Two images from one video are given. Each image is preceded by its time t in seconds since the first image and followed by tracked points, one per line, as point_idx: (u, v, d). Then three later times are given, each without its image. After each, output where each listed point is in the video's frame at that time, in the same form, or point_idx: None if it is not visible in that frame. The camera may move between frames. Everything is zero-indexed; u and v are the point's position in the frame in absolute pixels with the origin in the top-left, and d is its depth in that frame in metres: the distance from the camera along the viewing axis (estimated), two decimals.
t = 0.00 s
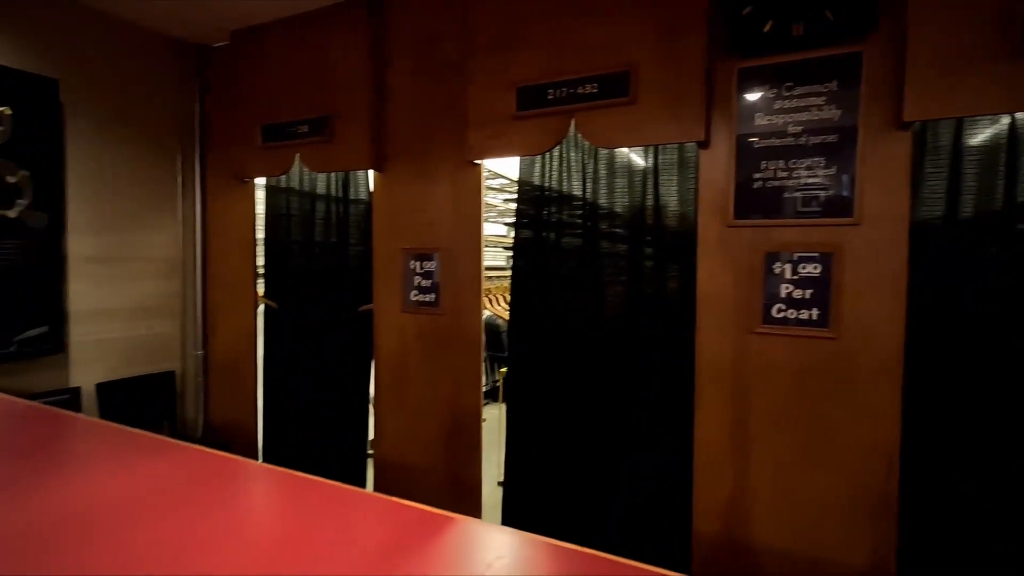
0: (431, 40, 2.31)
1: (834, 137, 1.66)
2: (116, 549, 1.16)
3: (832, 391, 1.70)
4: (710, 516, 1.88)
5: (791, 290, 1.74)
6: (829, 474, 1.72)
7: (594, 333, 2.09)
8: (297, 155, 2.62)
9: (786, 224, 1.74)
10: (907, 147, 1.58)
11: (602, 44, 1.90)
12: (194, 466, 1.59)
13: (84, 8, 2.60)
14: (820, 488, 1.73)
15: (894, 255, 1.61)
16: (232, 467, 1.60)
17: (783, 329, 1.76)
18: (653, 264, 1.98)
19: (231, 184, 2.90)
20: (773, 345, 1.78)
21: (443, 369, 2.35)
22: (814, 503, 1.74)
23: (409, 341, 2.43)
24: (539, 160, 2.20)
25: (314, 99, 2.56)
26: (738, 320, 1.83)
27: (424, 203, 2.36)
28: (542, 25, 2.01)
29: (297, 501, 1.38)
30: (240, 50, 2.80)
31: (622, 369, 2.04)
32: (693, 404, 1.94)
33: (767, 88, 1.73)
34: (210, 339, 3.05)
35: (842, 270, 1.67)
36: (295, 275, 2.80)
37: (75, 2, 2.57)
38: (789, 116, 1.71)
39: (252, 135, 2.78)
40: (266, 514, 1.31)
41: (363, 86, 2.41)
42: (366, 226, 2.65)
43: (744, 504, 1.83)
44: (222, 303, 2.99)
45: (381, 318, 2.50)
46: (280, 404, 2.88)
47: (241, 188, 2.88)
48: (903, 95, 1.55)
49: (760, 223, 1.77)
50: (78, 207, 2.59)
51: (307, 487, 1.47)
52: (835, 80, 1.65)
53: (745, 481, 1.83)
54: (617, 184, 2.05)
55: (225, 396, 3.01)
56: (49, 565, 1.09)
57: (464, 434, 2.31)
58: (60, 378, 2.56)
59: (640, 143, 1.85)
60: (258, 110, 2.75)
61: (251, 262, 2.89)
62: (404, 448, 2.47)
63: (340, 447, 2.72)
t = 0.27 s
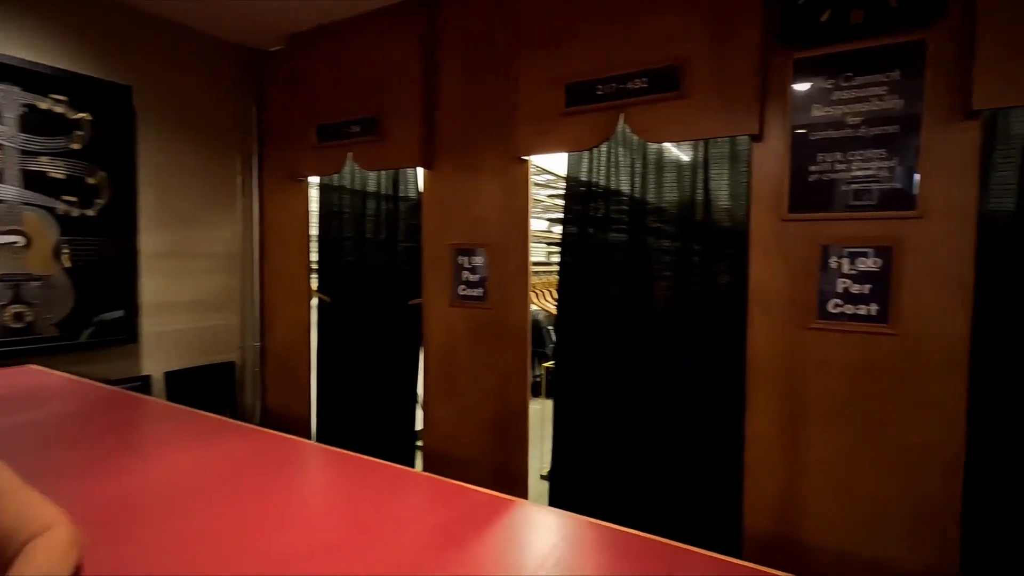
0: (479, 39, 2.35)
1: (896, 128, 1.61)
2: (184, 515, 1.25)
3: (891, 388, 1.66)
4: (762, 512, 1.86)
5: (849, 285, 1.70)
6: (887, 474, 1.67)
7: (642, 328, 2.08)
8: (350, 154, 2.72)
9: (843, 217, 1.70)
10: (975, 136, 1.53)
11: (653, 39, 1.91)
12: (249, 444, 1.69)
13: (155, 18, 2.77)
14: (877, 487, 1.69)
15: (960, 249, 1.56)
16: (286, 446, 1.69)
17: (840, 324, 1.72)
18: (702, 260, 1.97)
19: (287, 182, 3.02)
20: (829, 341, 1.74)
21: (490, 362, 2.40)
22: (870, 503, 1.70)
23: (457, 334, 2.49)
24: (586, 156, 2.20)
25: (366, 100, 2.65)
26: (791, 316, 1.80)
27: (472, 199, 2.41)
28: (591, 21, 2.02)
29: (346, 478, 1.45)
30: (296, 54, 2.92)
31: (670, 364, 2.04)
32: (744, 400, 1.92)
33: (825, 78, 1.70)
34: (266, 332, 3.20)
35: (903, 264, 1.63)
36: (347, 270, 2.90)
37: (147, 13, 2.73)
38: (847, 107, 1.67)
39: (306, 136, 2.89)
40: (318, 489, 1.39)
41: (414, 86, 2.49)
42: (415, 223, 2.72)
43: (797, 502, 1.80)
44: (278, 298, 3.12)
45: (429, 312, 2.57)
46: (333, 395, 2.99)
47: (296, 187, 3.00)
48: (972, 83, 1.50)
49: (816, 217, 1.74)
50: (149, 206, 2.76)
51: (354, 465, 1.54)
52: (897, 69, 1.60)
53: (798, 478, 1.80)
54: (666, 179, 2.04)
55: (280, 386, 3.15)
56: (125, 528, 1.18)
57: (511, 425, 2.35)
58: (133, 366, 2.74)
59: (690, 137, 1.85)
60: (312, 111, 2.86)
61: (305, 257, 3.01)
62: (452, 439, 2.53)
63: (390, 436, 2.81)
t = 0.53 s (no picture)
0: (518, 39, 2.39)
1: (948, 121, 1.58)
2: (208, 493, 1.13)
3: (941, 387, 1.63)
4: (803, 510, 1.84)
5: (896, 282, 1.68)
6: (936, 474, 1.64)
7: (681, 324, 2.09)
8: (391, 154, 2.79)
9: (891, 212, 1.67)
10: None
11: (694, 36, 1.91)
12: (284, 421, 1.58)
13: (208, 26, 2.89)
14: (925, 488, 1.66)
15: (1015, 244, 1.52)
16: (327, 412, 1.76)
17: (888, 321, 1.70)
18: (742, 257, 1.97)
19: (330, 182, 3.12)
20: (875, 339, 1.72)
21: (529, 356, 2.44)
22: (918, 504, 1.67)
23: (496, 330, 2.54)
24: (625, 154, 2.20)
25: (407, 101, 2.72)
26: (836, 313, 1.78)
27: (511, 197, 2.46)
28: (631, 19, 2.04)
29: (387, 454, 1.35)
30: (339, 57, 3.01)
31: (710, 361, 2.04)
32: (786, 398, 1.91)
33: (873, 72, 1.67)
34: (311, 327, 3.31)
35: (954, 260, 1.59)
36: (388, 267, 2.99)
37: (201, 21, 2.86)
38: (896, 101, 1.64)
39: (349, 137, 2.98)
40: (357, 462, 1.31)
41: (454, 87, 2.54)
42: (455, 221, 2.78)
43: (841, 501, 1.78)
44: (322, 294, 3.23)
45: (469, 308, 2.62)
46: (374, 389, 3.09)
47: (339, 187, 3.10)
48: None
49: (862, 213, 1.71)
50: (203, 205, 2.89)
51: (394, 447, 1.41)
52: (950, 61, 1.57)
53: (842, 477, 1.78)
54: (707, 176, 2.04)
55: (323, 379, 3.26)
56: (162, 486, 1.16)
57: (549, 420, 2.38)
58: (188, 357, 2.88)
59: (732, 133, 1.84)
60: (355, 112, 2.95)
61: (347, 255, 3.10)
62: (491, 432, 2.58)
63: (430, 429, 2.88)
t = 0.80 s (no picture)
0: (556, 37, 2.41)
1: (1003, 111, 1.53)
2: (264, 475, 1.19)
3: (995, 385, 1.58)
4: (847, 509, 1.81)
5: (947, 278, 1.63)
6: (989, 475, 1.59)
7: (720, 320, 2.08)
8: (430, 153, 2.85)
9: (942, 206, 1.63)
10: None
11: (735, 29, 1.89)
12: (327, 410, 1.64)
13: (255, 30, 3.00)
14: (977, 489, 1.61)
15: None
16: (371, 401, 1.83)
17: (937, 318, 1.66)
18: (784, 252, 1.95)
19: (370, 181, 3.20)
20: (924, 335, 1.68)
21: (565, 352, 2.46)
22: (969, 505, 1.62)
23: (532, 325, 2.57)
24: (663, 150, 2.19)
25: (445, 100, 2.77)
26: (881, 309, 1.75)
27: (548, 193, 2.48)
28: (670, 14, 2.04)
29: (427, 440, 1.41)
30: (379, 58, 3.08)
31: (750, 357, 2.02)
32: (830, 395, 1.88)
33: (922, 63, 1.64)
34: (351, 322, 3.40)
35: (1010, 254, 1.54)
36: (426, 263, 3.04)
37: (249, 26, 2.97)
38: (948, 92, 1.60)
39: (388, 136, 3.05)
40: (398, 445, 1.37)
41: (492, 86, 2.58)
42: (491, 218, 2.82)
43: (887, 501, 1.75)
44: (362, 289, 3.31)
45: (505, 303, 2.66)
46: (412, 383, 3.15)
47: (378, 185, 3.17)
48: None
49: (911, 206, 1.68)
50: (249, 203, 3.00)
51: (432, 435, 1.45)
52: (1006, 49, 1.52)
53: (888, 476, 1.75)
54: (747, 171, 2.03)
55: (362, 373, 3.34)
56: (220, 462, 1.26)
57: (585, 415, 2.40)
58: (236, 350, 3.00)
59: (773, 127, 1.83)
60: (394, 112, 3.02)
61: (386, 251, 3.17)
62: (527, 426, 2.61)
63: (466, 423, 2.93)
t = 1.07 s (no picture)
0: (587, 34, 2.40)
1: None
2: (303, 467, 1.23)
3: None
4: (886, 513, 1.77)
5: (993, 277, 1.58)
6: None
7: (754, 318, 2.05)
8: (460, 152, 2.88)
9: (989, 203, 1.58)
10: None
11: (771, 24, 1.87)
12: (363, 405, 1.69)
13: (290, 34, 3.08)
14: None
15: None
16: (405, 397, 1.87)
17: (982, 318, 1.61)
18: (821, 250, 1.91)
19: (401, 180, 3.25)
20: (968, 336, 1.63)
21: (595, 350, 2.46)
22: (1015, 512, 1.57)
23: (562, 323, 2.57)
24: (696, 147, 2.17)
25: (476, 99, 2.80)
26: (923, 308, 1.71)
27: (578, 191, 2.48)
28: (704, 10, 2.02)
29: (460, 435, 1.43)
30: (410, 59, 3.12)
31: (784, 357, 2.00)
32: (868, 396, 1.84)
33: (969, 55, 1.59)
34: (382, 318, 3.46)
35: None
36: (456, 261, 3.08)
37: (285, 30, 3.04)
38: (996, 85, 1.55)
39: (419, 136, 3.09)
40: (432, 441, 1.40)
41: (522, 84, 2.59)
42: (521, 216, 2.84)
43: (927, 505, 1.70)
44: (393, 286, 3.37)
45: (535, 301, 2.67)
46: (442, 379, 3.20)
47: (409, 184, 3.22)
48: None
49: (956, 203, 1.63)
50: (285, 202, 3.09)
51: (462, 430, 1.48)
52: None
53: (928, 480, 1.70)
54: (783, 168, 1.99)
55: (393, 369, 3.40)
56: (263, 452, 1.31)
57: (615, 412, 2.40)
58: (272, 345, 3.08)
59: (811, 122, 1.79)
60: (425, 112, 3.05)
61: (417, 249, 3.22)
62: (556, 423, 2.62)
63: (496, 419, 2.96)
